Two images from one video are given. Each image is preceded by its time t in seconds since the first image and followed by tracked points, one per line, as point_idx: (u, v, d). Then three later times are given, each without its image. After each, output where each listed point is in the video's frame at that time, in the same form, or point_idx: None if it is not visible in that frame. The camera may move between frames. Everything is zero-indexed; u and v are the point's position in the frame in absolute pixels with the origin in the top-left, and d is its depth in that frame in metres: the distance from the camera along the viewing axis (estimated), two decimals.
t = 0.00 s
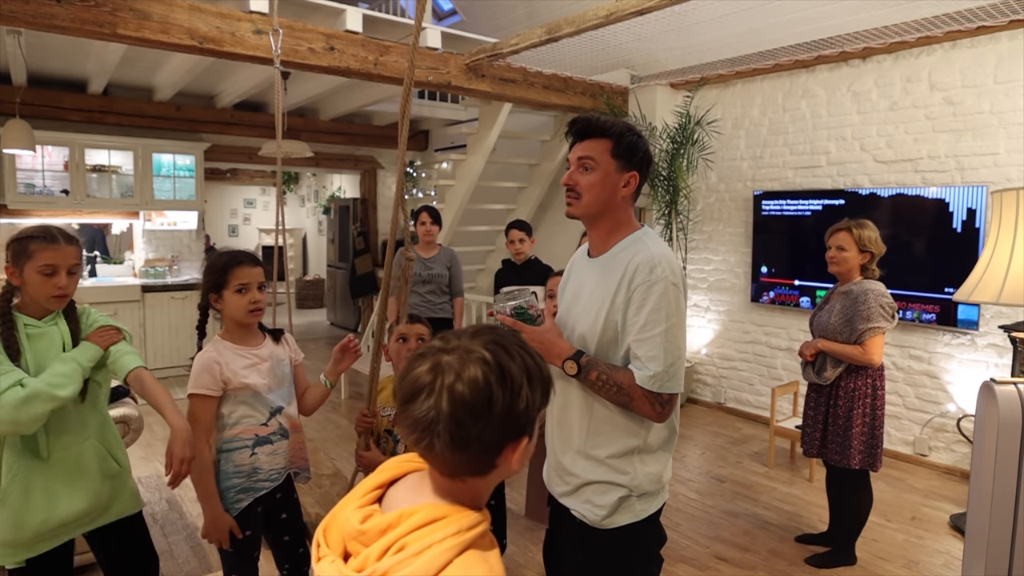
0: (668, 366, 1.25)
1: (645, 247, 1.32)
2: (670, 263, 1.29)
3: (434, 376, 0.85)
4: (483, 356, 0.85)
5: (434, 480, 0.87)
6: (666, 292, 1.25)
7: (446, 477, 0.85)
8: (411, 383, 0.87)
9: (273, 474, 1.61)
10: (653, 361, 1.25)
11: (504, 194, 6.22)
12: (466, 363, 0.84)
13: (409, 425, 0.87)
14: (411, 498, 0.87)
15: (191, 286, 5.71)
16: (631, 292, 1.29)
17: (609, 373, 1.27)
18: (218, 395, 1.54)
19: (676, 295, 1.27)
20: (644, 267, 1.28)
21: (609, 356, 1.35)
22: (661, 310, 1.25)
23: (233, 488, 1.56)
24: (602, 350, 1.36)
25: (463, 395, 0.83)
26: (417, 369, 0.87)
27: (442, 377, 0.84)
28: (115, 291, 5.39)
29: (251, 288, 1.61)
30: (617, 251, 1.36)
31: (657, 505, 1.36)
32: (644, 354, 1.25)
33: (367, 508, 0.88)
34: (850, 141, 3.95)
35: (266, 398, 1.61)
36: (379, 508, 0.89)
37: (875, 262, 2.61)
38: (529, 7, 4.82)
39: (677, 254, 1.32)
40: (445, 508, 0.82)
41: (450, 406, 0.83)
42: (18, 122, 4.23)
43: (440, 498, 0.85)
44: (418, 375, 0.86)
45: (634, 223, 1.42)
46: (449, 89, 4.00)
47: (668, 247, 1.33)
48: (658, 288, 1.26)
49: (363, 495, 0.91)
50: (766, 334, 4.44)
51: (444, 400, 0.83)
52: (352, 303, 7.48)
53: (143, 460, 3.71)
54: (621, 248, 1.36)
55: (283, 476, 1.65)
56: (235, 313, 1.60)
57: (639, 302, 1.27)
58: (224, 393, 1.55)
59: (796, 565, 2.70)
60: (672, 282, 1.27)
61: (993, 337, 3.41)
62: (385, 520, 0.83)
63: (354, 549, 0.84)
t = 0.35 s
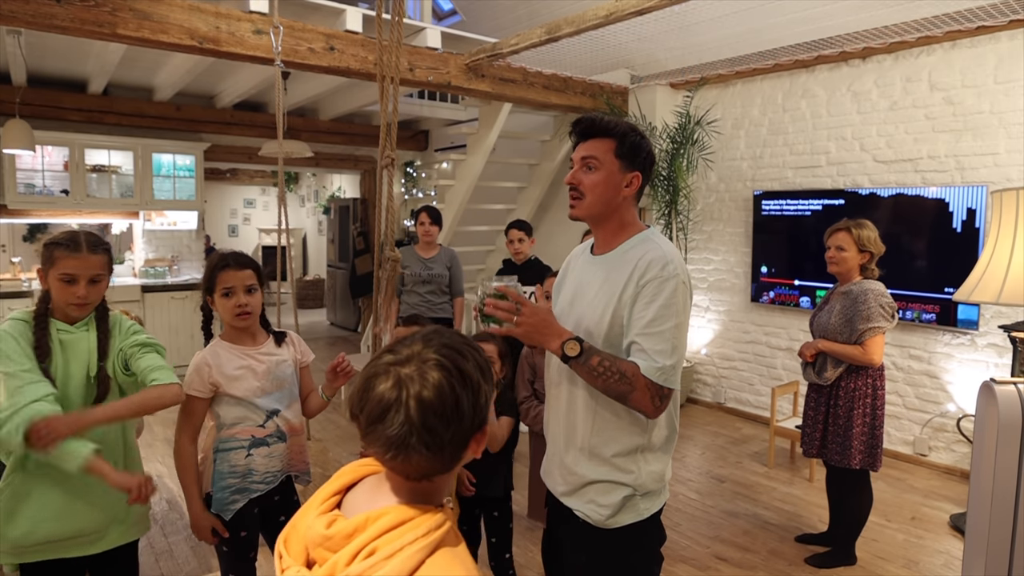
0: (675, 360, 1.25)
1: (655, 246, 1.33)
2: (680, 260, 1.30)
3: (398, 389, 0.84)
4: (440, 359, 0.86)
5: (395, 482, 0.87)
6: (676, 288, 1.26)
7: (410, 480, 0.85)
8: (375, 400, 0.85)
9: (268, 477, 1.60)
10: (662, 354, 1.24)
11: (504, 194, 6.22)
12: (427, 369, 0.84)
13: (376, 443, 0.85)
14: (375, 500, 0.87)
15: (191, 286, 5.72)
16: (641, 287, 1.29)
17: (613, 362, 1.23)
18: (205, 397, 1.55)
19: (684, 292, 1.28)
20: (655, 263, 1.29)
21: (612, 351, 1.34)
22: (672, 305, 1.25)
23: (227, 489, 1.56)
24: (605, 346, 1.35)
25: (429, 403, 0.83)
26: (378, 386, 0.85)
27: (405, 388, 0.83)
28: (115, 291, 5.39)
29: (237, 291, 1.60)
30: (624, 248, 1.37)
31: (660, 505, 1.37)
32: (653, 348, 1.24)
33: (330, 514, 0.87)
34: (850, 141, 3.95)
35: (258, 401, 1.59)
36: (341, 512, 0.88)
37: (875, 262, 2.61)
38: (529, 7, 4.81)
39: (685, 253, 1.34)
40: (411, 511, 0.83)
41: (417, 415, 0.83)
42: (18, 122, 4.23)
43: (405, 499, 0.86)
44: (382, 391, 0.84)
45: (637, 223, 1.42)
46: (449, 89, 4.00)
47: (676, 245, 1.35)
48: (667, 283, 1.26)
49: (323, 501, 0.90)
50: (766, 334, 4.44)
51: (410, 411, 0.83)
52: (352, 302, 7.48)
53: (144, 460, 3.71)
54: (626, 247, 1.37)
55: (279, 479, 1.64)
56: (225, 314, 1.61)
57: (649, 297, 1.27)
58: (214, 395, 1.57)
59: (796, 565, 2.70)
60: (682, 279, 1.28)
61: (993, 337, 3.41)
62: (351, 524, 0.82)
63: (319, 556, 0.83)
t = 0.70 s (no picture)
0: (637, 360, 1.21)
1: (637, 245, 1.30)
2: (662, 258, 1.26)
3: (388, 406, 0.85)
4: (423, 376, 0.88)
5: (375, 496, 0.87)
6: (646, 285, 1.23)
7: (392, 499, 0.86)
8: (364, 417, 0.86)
9: (267, 476, 1.60)
10: (622, 353, 1.21)
11: (503, 194, 6.22)
12: (414, 387, 0.86)
13: (366, 464, 0.85)
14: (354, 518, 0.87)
15: (192, 286, 5.72)
16: (615, 287, 1.28)
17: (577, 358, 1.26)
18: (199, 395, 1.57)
19: (658, 291, 1.24)
20: (629, 263, 1.27)
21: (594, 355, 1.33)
22: (636, 303, 1.22)
23: (228, 488, 1.56)
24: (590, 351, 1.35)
25: (420, 418, 0.85)
26: (366, 405, 0.86)
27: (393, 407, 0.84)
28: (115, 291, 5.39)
29: (225, 291, 1.60)
30: (614, 249, 1.36)
31: (656, 515, 1.35)
32: (612, 346, 1.22)
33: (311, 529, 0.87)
34: (850, 141, 3.95)
35: (253, 400, 1.60)
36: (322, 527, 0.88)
37: (875, 262, 2.61)
38: (529, 7, 4.81)
39: (668, 252, 1.28)
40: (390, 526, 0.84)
41: (409, 432, 0.84)
42: (18, 122, 4.23)
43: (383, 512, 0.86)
44: (368, 408, 0.85)
45: (630, 218, 1.39)
46: (449, 89, 4.00)
47: (662, 244, 1.30)
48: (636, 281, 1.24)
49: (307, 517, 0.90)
50: (766, 334, 4.44)
51: (401, 426, 0.84)
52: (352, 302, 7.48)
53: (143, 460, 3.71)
54: (615, 246, 1.36)
55: (280, 479, 1.64)
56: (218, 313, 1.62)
57: (617, 296, 1.26)
58: (209, 393, 1.59)
59: (796, 564, 2.70)
60: (656, 278, 1.24)
61: (993, 337, 3.41)
62: (328, 542, 0.82)
63: None
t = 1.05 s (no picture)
0: (565, 329, 1.31)
1: (624, 242, 1.36)
2: (631, 254, 1.31)
3: (454, 473, 0.92)
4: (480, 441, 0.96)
5: (444, 551, 0.93)
6: (600, 272, 1.31)
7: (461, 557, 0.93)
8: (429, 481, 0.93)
9: (266, 474, 1.60)
10: (556, 321, 1.32)
11: (503, 194, 6.22)
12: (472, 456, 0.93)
13: (436, 524, 0.92)
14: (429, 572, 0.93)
15: (191, 286, 5.72)
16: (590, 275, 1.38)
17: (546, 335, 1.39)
18: (199, 394, 1.56)
19: (609, 279, 1.30)
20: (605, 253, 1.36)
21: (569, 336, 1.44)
22: (585, 285, 1.32)
23: (227, 486, 1.55)
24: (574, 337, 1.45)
25: (483, 478, 0.92)
26: (432, 470, 0.93)
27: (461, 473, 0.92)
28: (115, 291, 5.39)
29: (225, 292, 1.60)
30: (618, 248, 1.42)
31: (639, 518, 1.36)
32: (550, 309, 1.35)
33: None
34: (850, 141, 3.95)
35: (251, 399, 1.59)
36: None
37: (875, 262, 2.61)
38: (529, 7, 4.81)
39: (645, 250, 1.31)
40: None
41: (477, 493, 0.91)
42: (18, 122, 4.23)
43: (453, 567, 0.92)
44: (433, 474, 0.93)
45: (641, 215, 1.41)
46: (449, 89, 4.00)
47: (647, 245, 1.33)
48: (596, 268, 1.32)
49: None
50: (766, 334, 4.44)
51: (469, 489, 0.91)
52: (352, 302, 7.48)
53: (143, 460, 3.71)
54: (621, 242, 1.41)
55: (278, 477, 1.64)
56: (217, 314, 1.62)
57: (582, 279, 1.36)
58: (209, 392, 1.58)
59: (796, 565, 2.70)
60: (612, 267, 1.31)
61: (993, 337, 3.41)
62: None
63: None
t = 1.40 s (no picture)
0: (567, 318, 1.34)
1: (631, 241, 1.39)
2: (637, 254, 1.34)
3: (383, 265, 0.82)
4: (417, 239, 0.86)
5: (384, 364, 0.86)
6: (607, 269, 1.34)
7: (398, 363, 0.86)
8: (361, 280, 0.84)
9: (266, 474, 1.59)
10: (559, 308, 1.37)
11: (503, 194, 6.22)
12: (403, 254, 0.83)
13: (367, 319, 0.83)
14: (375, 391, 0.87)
15: (191, 286, 5.72)
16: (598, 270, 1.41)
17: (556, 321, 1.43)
18: (198, 391, 1.56)
19: (614, 276, 1.33)
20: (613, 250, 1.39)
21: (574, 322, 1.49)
22: (592, 279, 1.35)
23: (227, 487, 1.54)
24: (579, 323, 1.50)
25: (419, 272, 0.82)
26: (361, 265, 0.83)
27: (391, 265, 0.82)
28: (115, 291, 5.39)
29: (226, 291, 1.61)
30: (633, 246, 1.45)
31: (637, 504, 1.38)
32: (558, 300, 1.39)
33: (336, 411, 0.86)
34: (850, 141, 3.95)
35: (251, 399, 1.59)
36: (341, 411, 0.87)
37: (876, 262, 2.61)
38: (528, 7, 4.81)
39: (653, 251, 1.34)
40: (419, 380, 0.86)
41: (409, 283, 0.82)
42: (18, 122, 4.23)
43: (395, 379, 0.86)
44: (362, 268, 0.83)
45: (660, 217, 1.46)
46: (449, 89, 4.00)
47: (654, 246, 1.36)
48: (604, 264, 1.35)
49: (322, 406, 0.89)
50: (766, 334, 4.44)
51: (405, 283, 0.81)
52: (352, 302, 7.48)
53: (143, 460, 3.71)
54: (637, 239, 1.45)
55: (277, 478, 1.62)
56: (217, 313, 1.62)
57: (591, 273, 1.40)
58: (209, 390, 1.58)
59: (796, 564, 2.70)
60: (618, 265, 1.33)
61: (993, 337, 3.41)
62: (365, 408, 0.83)
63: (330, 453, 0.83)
